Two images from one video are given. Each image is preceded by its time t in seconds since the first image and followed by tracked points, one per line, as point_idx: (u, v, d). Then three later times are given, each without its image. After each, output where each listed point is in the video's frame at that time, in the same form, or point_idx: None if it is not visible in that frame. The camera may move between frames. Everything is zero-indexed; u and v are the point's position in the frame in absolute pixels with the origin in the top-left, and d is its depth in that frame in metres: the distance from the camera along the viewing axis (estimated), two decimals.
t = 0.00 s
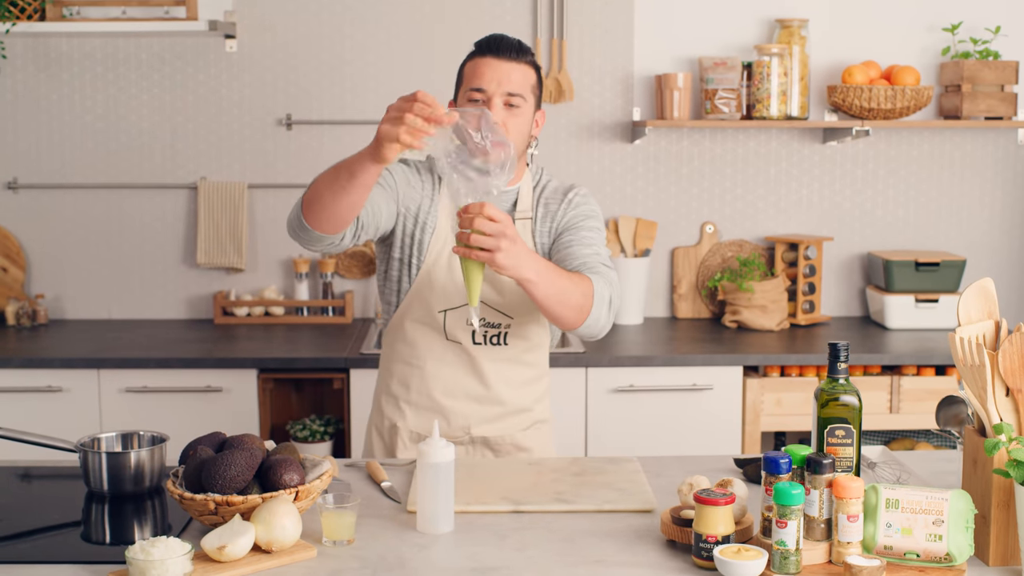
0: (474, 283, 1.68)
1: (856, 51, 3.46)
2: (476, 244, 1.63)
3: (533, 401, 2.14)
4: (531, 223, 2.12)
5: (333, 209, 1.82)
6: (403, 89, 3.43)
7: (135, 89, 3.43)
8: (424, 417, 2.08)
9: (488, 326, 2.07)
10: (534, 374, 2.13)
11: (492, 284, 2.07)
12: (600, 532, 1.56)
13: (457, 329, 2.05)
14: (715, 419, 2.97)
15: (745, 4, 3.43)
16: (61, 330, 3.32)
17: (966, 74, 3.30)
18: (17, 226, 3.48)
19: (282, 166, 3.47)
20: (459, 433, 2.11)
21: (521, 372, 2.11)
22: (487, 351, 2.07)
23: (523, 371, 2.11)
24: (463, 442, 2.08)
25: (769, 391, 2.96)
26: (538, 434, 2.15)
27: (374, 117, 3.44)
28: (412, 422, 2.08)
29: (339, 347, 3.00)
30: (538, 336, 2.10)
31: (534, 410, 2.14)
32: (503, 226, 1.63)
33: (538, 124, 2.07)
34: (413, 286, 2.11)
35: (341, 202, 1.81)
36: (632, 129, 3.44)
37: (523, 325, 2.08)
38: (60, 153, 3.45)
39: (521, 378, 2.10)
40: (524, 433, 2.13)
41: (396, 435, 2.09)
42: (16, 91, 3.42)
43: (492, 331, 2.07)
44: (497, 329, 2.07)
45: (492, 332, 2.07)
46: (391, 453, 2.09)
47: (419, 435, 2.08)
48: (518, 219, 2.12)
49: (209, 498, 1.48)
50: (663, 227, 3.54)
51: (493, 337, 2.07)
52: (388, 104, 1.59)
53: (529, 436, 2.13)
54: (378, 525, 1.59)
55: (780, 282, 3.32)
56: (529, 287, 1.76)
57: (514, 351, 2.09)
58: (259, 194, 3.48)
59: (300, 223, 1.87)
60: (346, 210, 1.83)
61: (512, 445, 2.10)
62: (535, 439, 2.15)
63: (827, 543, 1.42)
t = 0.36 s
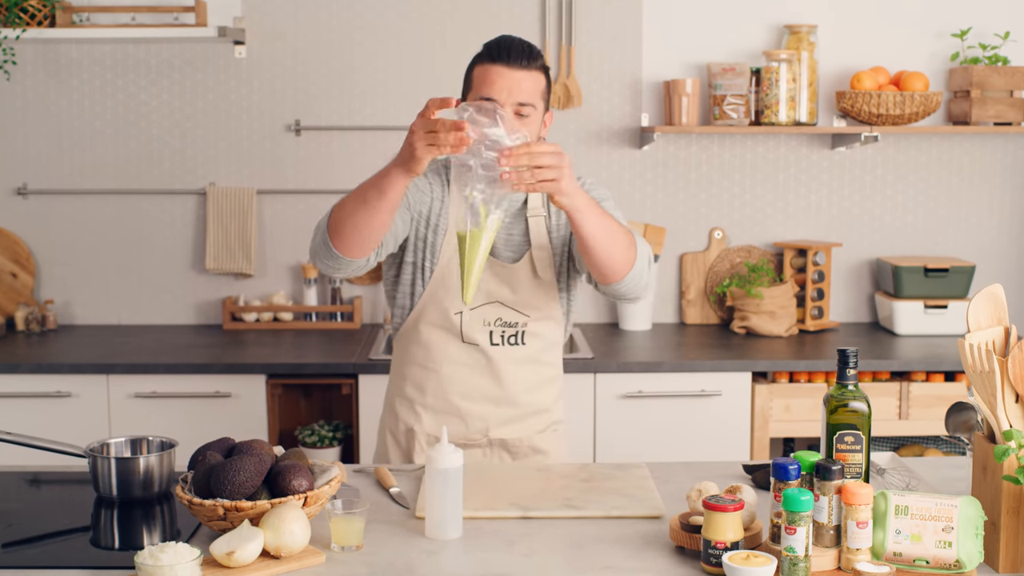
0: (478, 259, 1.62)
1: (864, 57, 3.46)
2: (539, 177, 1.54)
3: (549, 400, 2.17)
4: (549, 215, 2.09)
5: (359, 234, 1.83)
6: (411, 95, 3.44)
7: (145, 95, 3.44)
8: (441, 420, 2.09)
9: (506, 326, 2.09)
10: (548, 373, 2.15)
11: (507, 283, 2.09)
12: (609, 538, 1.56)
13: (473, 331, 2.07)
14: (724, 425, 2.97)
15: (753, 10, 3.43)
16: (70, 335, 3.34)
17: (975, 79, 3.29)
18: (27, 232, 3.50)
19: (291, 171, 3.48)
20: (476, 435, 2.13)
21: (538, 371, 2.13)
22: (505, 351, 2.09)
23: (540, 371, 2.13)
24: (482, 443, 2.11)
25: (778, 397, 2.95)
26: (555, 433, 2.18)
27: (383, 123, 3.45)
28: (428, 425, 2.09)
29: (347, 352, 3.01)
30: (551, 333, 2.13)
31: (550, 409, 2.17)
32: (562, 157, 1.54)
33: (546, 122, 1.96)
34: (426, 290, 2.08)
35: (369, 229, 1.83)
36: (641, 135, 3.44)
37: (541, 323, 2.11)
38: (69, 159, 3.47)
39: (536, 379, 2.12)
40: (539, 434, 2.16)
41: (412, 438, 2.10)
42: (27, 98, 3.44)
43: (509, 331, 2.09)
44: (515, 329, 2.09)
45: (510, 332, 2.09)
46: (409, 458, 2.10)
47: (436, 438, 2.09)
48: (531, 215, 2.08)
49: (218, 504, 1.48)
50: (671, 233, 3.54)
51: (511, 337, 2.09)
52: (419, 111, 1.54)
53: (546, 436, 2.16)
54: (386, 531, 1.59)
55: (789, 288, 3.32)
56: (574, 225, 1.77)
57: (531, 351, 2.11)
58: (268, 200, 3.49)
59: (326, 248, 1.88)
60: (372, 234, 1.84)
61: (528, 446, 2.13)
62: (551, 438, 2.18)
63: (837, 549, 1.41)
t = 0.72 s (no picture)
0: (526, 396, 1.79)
1: (865, 60, 3.46)
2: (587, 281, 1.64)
3: (606, 406, 2.13)
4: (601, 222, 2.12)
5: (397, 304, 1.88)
6: (413, 98, 3.45)
7: (146, 98, 3.44)
8: (496, 424, 2.08)
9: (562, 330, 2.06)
10: (605, 379, 2.12)
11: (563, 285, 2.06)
12: (610, 540, 1.56)
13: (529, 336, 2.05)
14: (725, 428, 2.97)
15: (754, 12, 3.43)
16: (71, 338, 3.34)
17: (976, 82, 3.29)
18: (28, 234, 3.50)
19: (293, 174, 3.48)
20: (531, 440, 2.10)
21: (594, 376, 2.10)
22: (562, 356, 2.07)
23: (596, 375, 2.10)
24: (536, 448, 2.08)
25: (779, 399, 2.95)
26: (610, 439, 2.14)
27: (384, 125, 3.45)
28: (482, 428, 2.08)
29: (349, 355, 3.01)
30: (609, 339, 2.09)
31: (606, 416, 2.13)
32: (601, 252, 1.66)
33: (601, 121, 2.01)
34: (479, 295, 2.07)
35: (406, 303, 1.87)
36: (642, 138, 3.44)
37: (598, 327, 2.08)
38: (71, 162, 3.47)
39: (591, 384, 2.09)
40: (594, 440, 2.12)
41: (466, 441, 2.10)
42: (28, 100, 3.44)
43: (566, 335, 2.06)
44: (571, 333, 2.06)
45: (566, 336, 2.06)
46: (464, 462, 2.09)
47: (491, 441, 2.09)
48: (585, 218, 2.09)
49: (219, 507, 1.48)
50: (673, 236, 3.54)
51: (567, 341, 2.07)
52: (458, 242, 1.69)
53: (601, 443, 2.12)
54: (388, 534, 1.59)
55: (790, 290, 3.32)
56: (632, 294, 1.76)
57: (588, 356, 2.08)
58: (270, 202, 3.49)
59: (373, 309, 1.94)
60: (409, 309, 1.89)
61: (582, 452, 2.10)
62: (606, 445, 2.14)
63: (838, 552, 1.41)
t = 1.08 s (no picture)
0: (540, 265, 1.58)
1: (865, 61, 3.46)
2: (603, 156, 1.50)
3: (636, 403, 2.08)
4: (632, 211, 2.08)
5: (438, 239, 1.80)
6: (413, 98, 3.45)
7: (146, 98, 3.44)
8: (523, 418, 2.05)
9: (591, 323, 2.04)
10: (635, 375, 2.08)
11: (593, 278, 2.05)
12: (609, 541, 1.56)
13: (558, 328, 2.03)
14: (725, 428, 2.97)
15: (754, 13, 3.44)
16: (71, 338, 3.34)
17: (976, 83, 3.30)
18: (28, 235, 3.50)
19: (293, 174, 3.48)
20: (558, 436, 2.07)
21: (623, 372, 2.06)
22: (590, 350, 2.03)
23: (626, 371, 2.06)
24: (562, 444, 2.05)
25: (779, 400, 2.95)
26: (640, 438, 2.09)
27: (384, 126, 3.46)
28: (510, 423, 2.05)
29: (348, 356, 3.01)
30: (638, 333, 2.07)
31: (637, 414, 2.09)
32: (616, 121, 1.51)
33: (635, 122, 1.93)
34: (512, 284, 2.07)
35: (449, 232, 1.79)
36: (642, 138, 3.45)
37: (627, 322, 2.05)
38: (71, 162, 3.47)
39: (620, 380, 2.05)
40: (623, 438, 2.08)
41: (492, 436, 2.06)
42: (28, 101, 3.44)
43: (595, 329, 2.04)
44: (600, 327, 2.04)
45: (595, 330, 2.04)
46: (489, 457, 2.06)
47: (518, 436, 2.05)
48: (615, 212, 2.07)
49: (219, 507, 1.48)
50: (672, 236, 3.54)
51: (596, 335, 2.04)
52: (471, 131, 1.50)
53: (630, 441, 2.07)
54: (388, 534, 1.59)
55: (790, 291, 3.32)
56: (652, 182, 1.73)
57: (617, 351, 2.05)
58: (269, 203, 3.49)
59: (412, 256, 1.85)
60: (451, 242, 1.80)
61: (609, 449, 2.05)
62: (637, 444, 2.09)
63: (838, 552, 1.41)
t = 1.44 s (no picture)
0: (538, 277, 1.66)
1: (863, 61, 3.46)
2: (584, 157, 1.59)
3: (643, 405, 2.10)
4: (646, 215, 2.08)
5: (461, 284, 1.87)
6: (412, 99, 3.45)
7: (145, 98, 3.44)
8: (530, 418, 2.06)
9: (601, 323, 2.05)
10: (643, 376, 2.09)
11: (604, 278, 2.07)
12: (608, 541, 1.56)
13: (568, 328, 2.04)
14: (723, 428, 2.97)
15: (752, 13, 3.44)
16: (69, 339, 3.34)
17: (975, 83, 3.30)
18: (26, 235, 3.50)
19: (292, 174, 3.48)
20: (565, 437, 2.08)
21: (632, 373, 2.08)
22: (600, 350, 2.05)
23: (634, 371, 2.08)
24: (570, 444, 2.06)
25: (778, 400, 2.95)
26: (646, 440, 2.11)
27: (382, 126, 3.45)
28: (518, 423, 2.06)
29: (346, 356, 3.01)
30: (648, 334, 2.09)
31: (643, 416, 2.11)
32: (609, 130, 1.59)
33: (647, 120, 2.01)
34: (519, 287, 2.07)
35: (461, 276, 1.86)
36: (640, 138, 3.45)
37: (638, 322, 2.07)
38: (69, 162, 3.47)
39: (629, 380, 2.07)
40: (629, 440, 2.09)
41: (500, 437, 2.07)
42: (26, 101, 3.44)
43: (605, 329, 2.05)
44: (610, 327, 2.06)
45: (605, 330, 2.05)
46: (496, 457, 2.07)
47: (526, 437, 2.06)
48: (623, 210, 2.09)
49: (218, 507, 1.48)
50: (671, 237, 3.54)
51: (606, 335, 2.06)
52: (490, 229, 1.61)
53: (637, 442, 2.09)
54: (387, 534, 1.59)
55: (789, 291, 3.32)
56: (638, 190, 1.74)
57: (627, 351, 2.06)
58: (268, 203, 3.49)
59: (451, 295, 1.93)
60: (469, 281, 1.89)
61: (616, 450, 2.06)
62: (643, 446, 2.11)
63: (836, 553, 1.41)
